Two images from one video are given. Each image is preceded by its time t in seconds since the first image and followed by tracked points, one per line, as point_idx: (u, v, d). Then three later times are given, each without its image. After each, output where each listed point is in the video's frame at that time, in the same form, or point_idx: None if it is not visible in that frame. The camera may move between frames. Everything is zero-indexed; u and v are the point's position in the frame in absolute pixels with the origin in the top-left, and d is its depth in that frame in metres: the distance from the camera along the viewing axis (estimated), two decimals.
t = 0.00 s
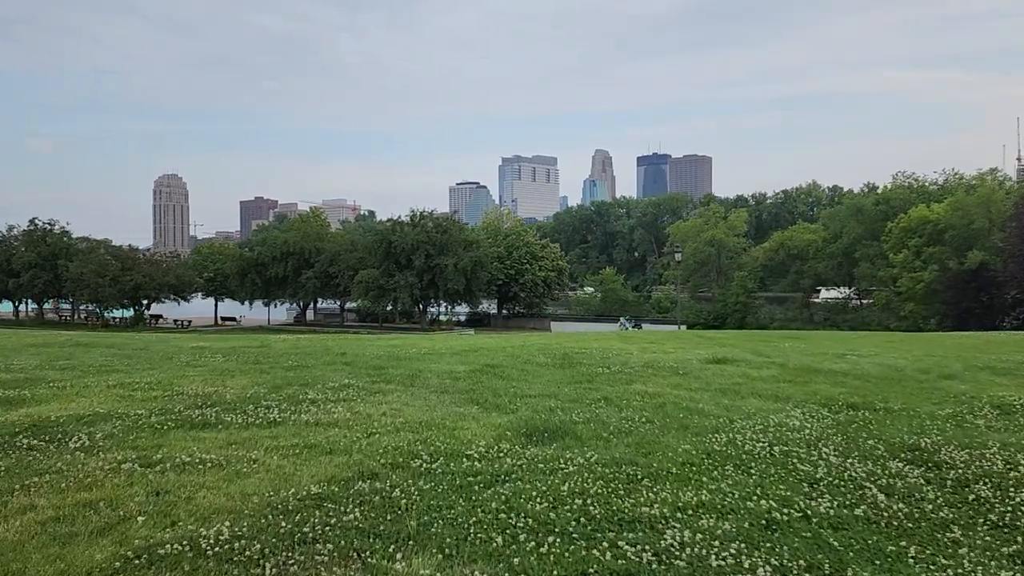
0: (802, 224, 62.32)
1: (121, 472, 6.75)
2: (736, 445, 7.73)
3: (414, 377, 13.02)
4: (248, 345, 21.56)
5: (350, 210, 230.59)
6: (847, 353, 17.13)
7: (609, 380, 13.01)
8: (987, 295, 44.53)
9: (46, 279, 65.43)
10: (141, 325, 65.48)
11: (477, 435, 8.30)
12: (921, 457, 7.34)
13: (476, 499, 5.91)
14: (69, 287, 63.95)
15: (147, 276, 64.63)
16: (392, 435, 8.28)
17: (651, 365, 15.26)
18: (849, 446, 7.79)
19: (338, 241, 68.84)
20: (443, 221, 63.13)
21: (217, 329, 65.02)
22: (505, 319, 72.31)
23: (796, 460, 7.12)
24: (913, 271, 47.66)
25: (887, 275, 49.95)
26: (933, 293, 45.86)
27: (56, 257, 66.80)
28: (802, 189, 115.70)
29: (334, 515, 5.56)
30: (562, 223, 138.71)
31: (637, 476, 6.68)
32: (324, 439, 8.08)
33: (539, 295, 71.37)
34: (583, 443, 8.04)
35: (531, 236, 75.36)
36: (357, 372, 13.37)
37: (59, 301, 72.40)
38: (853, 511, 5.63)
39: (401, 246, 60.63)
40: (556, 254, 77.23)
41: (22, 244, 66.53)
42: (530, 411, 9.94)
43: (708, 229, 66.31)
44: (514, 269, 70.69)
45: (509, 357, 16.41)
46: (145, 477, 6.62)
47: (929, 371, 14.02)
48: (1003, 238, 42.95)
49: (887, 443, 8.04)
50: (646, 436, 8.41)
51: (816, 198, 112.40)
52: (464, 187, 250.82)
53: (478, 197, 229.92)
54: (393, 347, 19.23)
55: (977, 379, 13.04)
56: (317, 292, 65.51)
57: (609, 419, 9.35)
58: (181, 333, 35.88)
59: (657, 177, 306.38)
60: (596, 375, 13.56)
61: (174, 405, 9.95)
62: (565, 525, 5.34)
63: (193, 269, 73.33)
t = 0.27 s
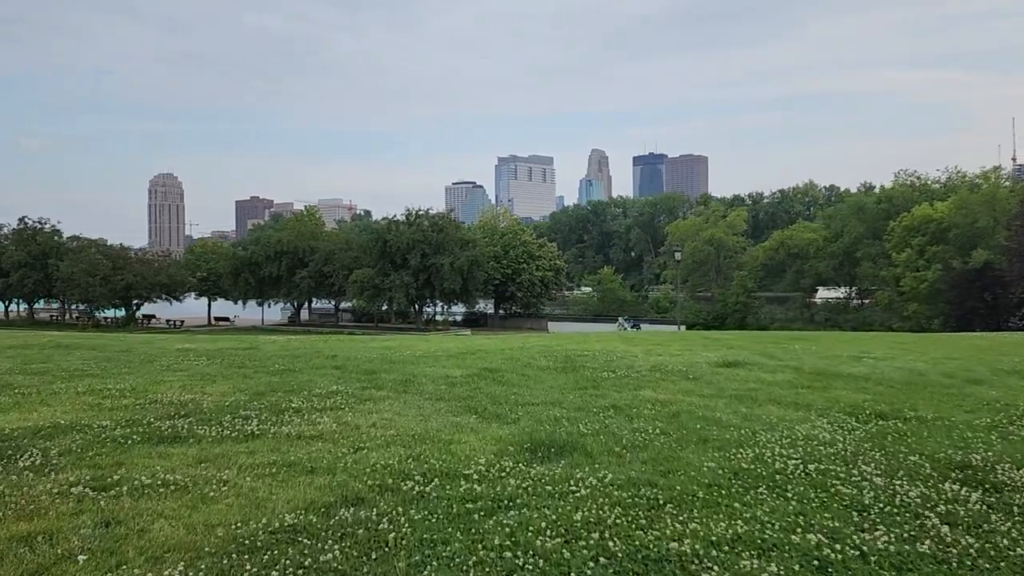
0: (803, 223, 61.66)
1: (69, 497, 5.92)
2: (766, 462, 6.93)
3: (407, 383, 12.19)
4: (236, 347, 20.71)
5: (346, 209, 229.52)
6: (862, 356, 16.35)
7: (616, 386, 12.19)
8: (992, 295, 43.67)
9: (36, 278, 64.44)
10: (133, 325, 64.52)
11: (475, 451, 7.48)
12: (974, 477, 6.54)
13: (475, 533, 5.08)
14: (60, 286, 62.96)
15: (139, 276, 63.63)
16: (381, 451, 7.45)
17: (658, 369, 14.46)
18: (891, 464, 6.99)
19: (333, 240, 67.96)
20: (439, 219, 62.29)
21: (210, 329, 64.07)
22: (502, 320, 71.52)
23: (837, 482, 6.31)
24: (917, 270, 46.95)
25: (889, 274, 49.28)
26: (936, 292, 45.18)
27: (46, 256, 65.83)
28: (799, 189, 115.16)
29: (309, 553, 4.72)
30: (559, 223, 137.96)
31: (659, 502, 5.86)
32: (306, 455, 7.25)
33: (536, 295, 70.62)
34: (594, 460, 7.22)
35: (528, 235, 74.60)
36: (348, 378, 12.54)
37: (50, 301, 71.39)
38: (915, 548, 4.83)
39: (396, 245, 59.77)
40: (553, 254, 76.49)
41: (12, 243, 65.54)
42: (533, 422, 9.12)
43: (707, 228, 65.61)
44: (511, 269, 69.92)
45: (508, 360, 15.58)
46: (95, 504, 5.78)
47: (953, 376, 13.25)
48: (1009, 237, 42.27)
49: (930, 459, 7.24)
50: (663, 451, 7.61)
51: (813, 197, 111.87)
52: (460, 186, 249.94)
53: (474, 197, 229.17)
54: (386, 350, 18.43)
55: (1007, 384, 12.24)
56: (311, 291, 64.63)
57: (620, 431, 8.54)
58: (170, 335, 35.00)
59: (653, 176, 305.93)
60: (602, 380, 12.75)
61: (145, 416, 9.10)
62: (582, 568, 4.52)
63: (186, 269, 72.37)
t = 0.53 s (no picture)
0: (802, 223, 61.00)
1: (16, 547, 5.05)
2: (820, 498, 6.08)
3: (406, 396, 11.33)
4: (225, 354, 19.81)
5: (340, 209, 228.33)
6: (884, 363, 15.54)
7: (630, 399, 11.35)
8: (997, 295, 43.98)
9: (24, 279, 63.29)
10: (123, 326, 63.49)
11: (487, 483, 6.59)
12: None
13: None
14: (49, 287, 61.83)
15: (129, 276, 62.54)
16: (380, 482, 6.58)
17: (672, 378, 13.61)
18: (963, 500, 6.13)
19: (326, 240, 67.05)
20: (435, 219, 61.37)
21: (202, 331, 63.03)
22: (497, 321, 70.76)
23: (907, 526, 5.47)
24: (920, 271, 46.31)
25: (892, 275, 48.64)
26: (941, 294, 44.55)
27: (35, 256, 64.76)
28: (795, 189, 114.67)
29: None
30: (553, 223, 137.11)
31: (708, 552, 5.01)
32: (294, 489, 6.36)
33: (533, 295, 69.86)
34: (622, 494, 6.37)
35: (525, 235, 73.82)
36: (342, 390, 11.65)
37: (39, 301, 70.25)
38: None
39: (391, 245, 58.87)
40: (550, 253, 75.76)
41: None
42: (548, 443, 8.26)
43: (706, 228, 64.92)
44: (507, 269, 69.10)
45: (512, 369, 14.71)
46: (43, 556, 4.90)
47: (987, 386, 12.45)
48: (1016, 237, 41.62)
49: (1003, 493, 6.40)
50: (697, 481, 6.75)
51: (809, 197, 111.37)
52: (455, 186, 248.86)
53: (468, 197, 228.42)
54: (383, 357, 17.55)
55: None
56: (305, 292, 63.73)
57: (646, 455, 7.68)
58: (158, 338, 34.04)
59: (648, 176, 305.86)
60: (615, 392, 11.89)
61: (115, 438, 8.20)
62: None
63: (177, 269, 71.30)
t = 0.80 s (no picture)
0: (799, 223, 60.48)
1: None
2: (883, 534, 5.27)
3: (402, 406, 10.53)
4: (210, 359, 18.93)
5: (332, 208, 227.03)
6: (902, 368, 14.83)
7: (642, 409, 10.56)
8: (997, 295, 43.51)
9: (9, 279, 62.14)
10: (110, 327, 62.42)
11: (498, 514, 5.76)
12: None
13: None
14: (34, 287, 60.69)
15: (116, 276, 61.46)
16: (375, 514, 5.74)
17: (683, 386, 12.81)
18: None
19: (318, 240, 66.13)
20: (428, 218, 60.46)
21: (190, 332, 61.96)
22: (491, 321, 70.01)
23: (994, 572, 4.67)
24: (920, 271, 45.76)
25: (891, 275, 48.08)
26: (941, 294, 44.03)
27: (20, 256, 63.61)
28: (788, 189, 114.35)
29: None
30: (546, 223, 136.32)
31: None
32: (274, 524, 5.51)
33: (527, 296, 69.13)
34: (653, 527, 5.56)
35: (519, 234, 73.07)
36: (333, 399, 10.80)
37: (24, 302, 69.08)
38: None
39: (383, 245, 57.98)
40: (544, 253, 75.04)
41: None
42: (561, 463, 7.44)
43: (702, 228, 64.33)
44: (501, 269, 68.32)
45: (513, 375, 13.90)
46: None
47: (1019, 394, 11.74)
48: (1017, 237, 41.09)
49: None
50: (736, 510, 5.93)
51: (802, 197, 111.00)
52: (446, 185, 247.82)
53: (460, 197, 227.55)
54: (375, 362, 16.70)
55: None
56: (295, 292, 62.80)
57: (672, 477, 6.87)
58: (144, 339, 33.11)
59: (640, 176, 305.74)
60: (625, 401, 11.10)
61: (78, 458, 7.35)
62: None
63: (165, 269, 70.21)
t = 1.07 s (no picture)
0: (794, 223, 60.03)
1: None
2: None
3: (403, 419, 9.74)
4: (196, 364, 18.06)
5: (321, 208, 225.62)
6: (924, 374, 14.17)
7: (661, 421, 9.81)
8: (997, 296, 42.99)
9: None
10: (95, 329, 61.19)
11: (523, 555, 4.98)
12: None
13: None
14: (17, 288, 59.41)
15: (101, 277, 60.25)
16: (381, 556, 4.93)
17: (699, 394, 12.08)
18: None
19: (307, 239, 65.15)
20: (419, 218, 59.54)
21: (178, 333, 60.86)
22: (483, 322, 69.23)
23: None
24: (918, 272, 45.30)
25: (890, 276, 47.58)
26: (940, 295, 43.57)
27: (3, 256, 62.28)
28: (778, 189, 114.19)
29: None
30: (536, 223, 135.48)
31: None
32: (264, 569, 4.70)
33: (519, 296, 68.39)
34: (705, 572, 4.78)
35: (511, 234, 72.33)
36: (328, 412, 9.98)
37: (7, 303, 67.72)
38: None
39: (374, 245, 57.06)
40: (536, 254, 74.31)
41: None
42: (585, 487, 6.65)
43: (696, 228, 63.77)
44: (493, 269, 67.53)
45: (517, 383, 13.11)
46: None
47: None
48: (1017, 237, 40.65)
49: None
50: (798, 548, 5.14)
51: (792, 197, 110.81)
52: (436, 185, 246.50)
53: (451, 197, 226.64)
54: (371, 368, 15.89)
55: None
56: (285, 293, 61.80)
57: (713, 505, 6.09)
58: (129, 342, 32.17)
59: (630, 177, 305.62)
60: (642, 412, 10.33)
61: (42, 483, 6.51)
62: None
63: (152, 269, 68.99)
